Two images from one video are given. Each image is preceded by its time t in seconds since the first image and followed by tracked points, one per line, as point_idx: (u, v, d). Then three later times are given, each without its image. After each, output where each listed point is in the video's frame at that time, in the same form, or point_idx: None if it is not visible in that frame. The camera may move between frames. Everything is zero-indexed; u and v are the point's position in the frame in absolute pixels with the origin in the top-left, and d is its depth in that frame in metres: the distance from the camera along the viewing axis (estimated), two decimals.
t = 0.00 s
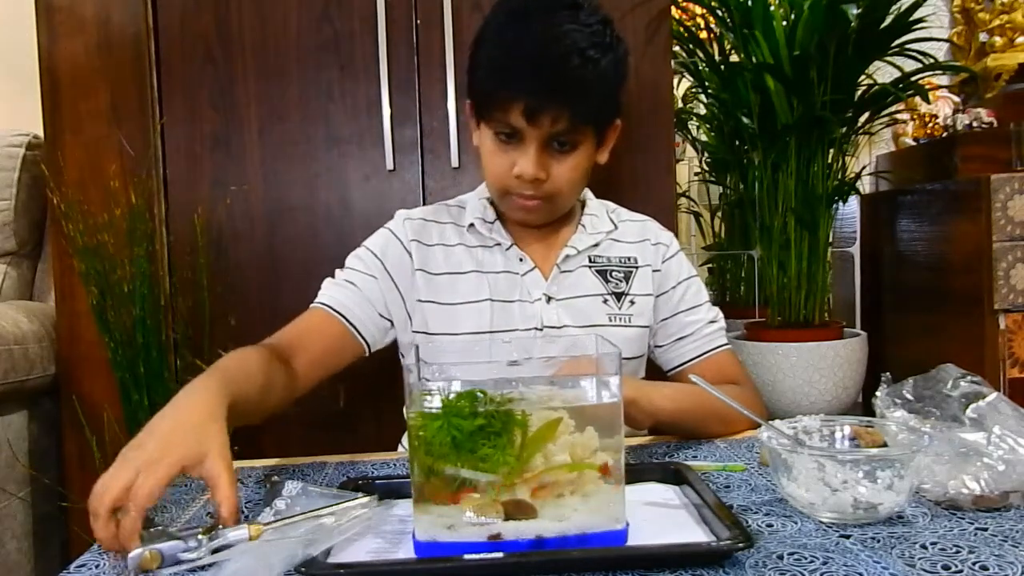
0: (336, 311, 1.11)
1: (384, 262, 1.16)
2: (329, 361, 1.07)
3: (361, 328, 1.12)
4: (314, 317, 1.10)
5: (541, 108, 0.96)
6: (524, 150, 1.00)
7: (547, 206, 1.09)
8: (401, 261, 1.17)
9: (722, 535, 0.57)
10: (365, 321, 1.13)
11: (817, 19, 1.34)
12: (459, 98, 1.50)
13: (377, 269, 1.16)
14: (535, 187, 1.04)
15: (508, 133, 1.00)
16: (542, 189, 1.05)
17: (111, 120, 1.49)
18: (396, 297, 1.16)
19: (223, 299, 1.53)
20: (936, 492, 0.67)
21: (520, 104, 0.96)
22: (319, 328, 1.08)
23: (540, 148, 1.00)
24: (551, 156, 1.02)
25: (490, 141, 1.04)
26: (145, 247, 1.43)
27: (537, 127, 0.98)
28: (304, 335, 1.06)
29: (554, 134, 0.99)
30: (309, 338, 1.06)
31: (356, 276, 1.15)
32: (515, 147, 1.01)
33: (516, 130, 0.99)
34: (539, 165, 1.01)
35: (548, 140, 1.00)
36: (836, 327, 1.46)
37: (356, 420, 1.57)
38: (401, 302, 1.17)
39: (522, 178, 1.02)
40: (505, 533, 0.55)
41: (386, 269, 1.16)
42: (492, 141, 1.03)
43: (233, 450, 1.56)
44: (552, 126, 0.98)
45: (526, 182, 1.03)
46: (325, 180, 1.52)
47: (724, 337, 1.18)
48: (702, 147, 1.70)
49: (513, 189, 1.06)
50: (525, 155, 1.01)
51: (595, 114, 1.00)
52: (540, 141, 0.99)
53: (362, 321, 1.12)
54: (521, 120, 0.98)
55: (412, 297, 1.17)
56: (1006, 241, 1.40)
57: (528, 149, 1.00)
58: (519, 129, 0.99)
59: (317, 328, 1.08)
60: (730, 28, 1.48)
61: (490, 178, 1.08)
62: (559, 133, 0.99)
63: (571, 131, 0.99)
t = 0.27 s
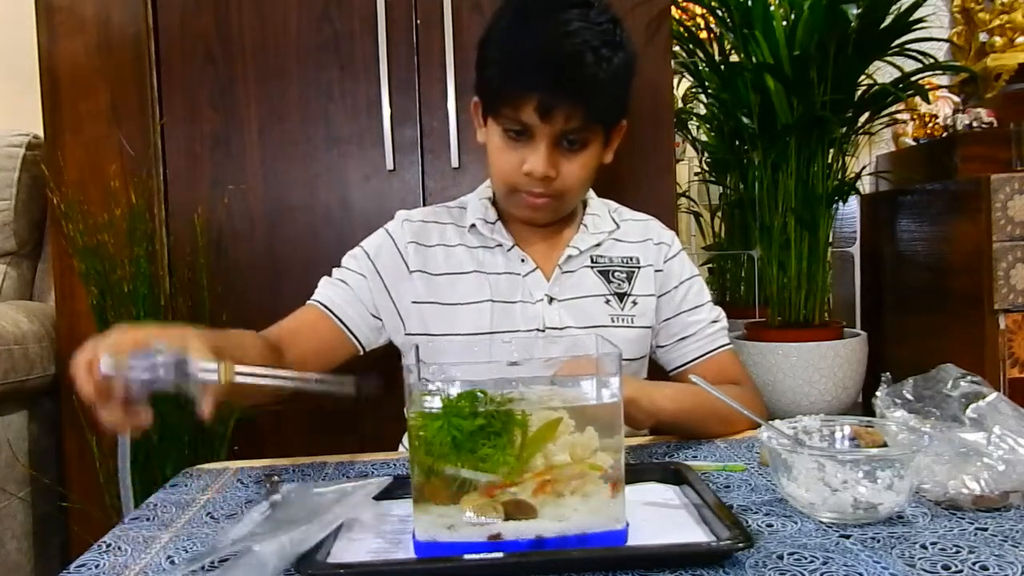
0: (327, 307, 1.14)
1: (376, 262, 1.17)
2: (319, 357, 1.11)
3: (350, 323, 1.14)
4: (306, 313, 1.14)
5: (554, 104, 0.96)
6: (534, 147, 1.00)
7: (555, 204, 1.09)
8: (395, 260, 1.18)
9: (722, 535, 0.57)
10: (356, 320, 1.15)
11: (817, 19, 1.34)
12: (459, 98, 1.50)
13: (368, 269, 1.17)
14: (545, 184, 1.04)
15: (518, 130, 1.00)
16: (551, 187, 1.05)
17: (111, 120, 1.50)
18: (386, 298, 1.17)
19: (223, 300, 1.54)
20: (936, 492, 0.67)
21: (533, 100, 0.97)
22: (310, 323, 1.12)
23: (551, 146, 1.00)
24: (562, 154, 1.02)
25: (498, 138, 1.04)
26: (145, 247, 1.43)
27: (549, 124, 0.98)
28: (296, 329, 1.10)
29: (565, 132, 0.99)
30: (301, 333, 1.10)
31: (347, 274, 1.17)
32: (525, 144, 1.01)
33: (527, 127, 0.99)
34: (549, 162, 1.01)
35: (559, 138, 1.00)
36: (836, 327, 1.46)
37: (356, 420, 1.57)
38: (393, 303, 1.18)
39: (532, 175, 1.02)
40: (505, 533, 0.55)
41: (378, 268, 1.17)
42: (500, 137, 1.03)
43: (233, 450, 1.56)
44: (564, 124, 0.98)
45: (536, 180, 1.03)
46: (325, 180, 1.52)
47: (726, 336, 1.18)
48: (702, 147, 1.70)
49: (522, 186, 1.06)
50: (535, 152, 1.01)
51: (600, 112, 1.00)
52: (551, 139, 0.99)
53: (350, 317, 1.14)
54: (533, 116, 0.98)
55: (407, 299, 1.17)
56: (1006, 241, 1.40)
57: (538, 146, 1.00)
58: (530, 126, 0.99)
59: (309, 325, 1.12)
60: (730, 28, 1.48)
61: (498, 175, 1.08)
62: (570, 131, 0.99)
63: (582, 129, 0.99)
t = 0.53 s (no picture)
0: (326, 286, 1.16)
1: (375, 251, 1.19)
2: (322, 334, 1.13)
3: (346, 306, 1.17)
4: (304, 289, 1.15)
5: (557, 105, 0.96)
6: (536, 149, 1.00)
7: (556, 206, 1.09)
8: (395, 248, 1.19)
9: (722, 535, 0.57)
10: (353, 302, 1.17)
11: (817, 19, 1.34)
12: (459, 97, 1.50)
13: (366, 255, 1.19)
14: (546, 186, 1.04)
15: (519, 132, 1.00)
16: (552, 189, 1.04)
17: (111, 120, 1.50)
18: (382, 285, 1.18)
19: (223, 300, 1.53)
20: (936, 492, 0.67)
21: (536, 101, 0.97)
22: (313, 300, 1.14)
23: (553, 148, 1.00)
24: (563, 156, 1.01)
25: (499, 140, 1.04)
26: (145, 247, 1.43)
27: (551, 126, 0.98)
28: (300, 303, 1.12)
29: (567, 134, 0.99)
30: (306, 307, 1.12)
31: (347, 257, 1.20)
32: (526, 146, 1.01)
33: (528, 129, 0.99)
34: (551, 165, 1.00)
35: (560, 140, 0.99)
36: (836, 327, 1.46)
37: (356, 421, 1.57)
38: (390, 294, 1.18)
39: (534, 178, 1.02)
40: (505, 533, 0.55)
41: (376, 255, 1.19)
42: (501, 139, 1.03)
43: (233, 450, 1.56)
44: (566, 126, 0.98)
45: (537, 182, 1.03)
46: (325, 180, 1.52)
47: (724, 338, 1.19)
48: (702, 147, 1.70)
49: (523, 188, 1.06)
50: (536, 154, 1.00)
51: (602, 111, 1.00)
52: (553, 141, 0.99)
53: (347, 298, 1.17)
54: (535, 118, 0.98)
55: (405, 290, 1.18)
56: (1006, 241, 1.40)
57: (540, 148, 1.00)
58: (532, 128, 0.99)
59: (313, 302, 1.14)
60: (730, 28, 1.48)
61: (499, 177, 1.08)
62: (572, 133, 0.99)
63: (584, 131, 0.99)
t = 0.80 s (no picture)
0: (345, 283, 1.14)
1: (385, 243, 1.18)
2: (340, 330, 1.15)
3: (360, 302, 1.15)
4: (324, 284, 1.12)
5: (560, 106, 0.96)
6: (539, 149, 1.00)
7: (559, 206, 1.08)
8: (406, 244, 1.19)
9: (722, 535, 0.57)
10: (365, 294, 1.16)
11: (817, 20, 1.35)
12: (460, 97, 1.50)
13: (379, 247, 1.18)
14: (549, 187, 1.03)
15: (522, 131, 1.00)
16: (556, 189, 1.04)
17: (111, 120, 1.50)
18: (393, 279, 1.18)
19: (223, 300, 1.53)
20: (936, 492, 0.67)
21: (539, 102, 0.97)
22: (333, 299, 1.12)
23: (556, 148, 1.00)
24: (566, 157, 1.01)
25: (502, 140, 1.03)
26: (144, 247, 1.43)
27: (554, 126, 0.98)
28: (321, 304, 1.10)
29: (570, 134, 0.99)
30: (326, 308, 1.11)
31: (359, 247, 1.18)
32: (529, 146, 1.01)
33: (532, 129, 0.99)
34: (554, 165, 1.00)
35: (563, 140, 0.99)
36: (836, 327, 1.46)
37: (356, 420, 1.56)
38: (399, 290, 1.17)
39: (536, 178, 1.02)
40: (505, 533, 0.55)
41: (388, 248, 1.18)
42: (504, 139, 1.03)
43: (233, 450, 1.56)
44: (569, 126, 0.98)
45: (540, 182, 1.02)
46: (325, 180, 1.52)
47: (726, 338, 1.19)
48: (702, 147, 1.70)
49: (525, 188, 1.05)
50: (539, 154, 1.00)
51: (605, 111, 1.00)
52: (557, 141, 0.99)
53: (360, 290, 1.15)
54: (539, 118, 0.98)
55: (413, 285, 1.17)
56: (1007, 241, 1.40)
57: (543, 148, 1.00)
58: (535, 128, 0.98)
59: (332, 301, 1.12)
60: (730, 27, 1.48)
61: (501, 178, 1.07)
62: (576, 133, 0.99)
63: (587, 131, 0.99)
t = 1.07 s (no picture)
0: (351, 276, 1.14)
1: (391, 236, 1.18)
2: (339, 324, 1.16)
3: (364, 296, 1.15)
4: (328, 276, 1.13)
5: (572, 107, 0.96)
6: (549, 149, 1.00)
7: (566, 208, 1.08)
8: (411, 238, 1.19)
9: (722, 535, 0.57)
10: (368, 286, 1.15)
11: (817, 20, 1.35)
12: (460, 97, 1.50)
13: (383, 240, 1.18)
14: (558, 189, 1.03)
15: (532, 133, 1.00)
16: (564, 191, 1.04)
17: (111, 120, 1.50)
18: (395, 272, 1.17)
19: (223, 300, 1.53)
20: (936, 492, 0.67)
21: (552, 103, 0.97)
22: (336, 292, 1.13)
23: (566, 150, 1.00)
24: (576, 158, 1.02)
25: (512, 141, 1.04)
26: (144, 247, 1.43)
27: (566, 129, 0.98)
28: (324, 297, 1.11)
29: (581, 136, 0.99)
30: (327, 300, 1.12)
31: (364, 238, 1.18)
32: (540, 147, 1.01)
33: (542, 130, 0.99)
34: (564, 167, 1.00)
35: (574, 142, 1.00)
36: (836, 327, 1.46)
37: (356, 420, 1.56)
38: (404, 286, 1.17)
39: (546, 179, 1.02)
40: (505, 533, 0.55)
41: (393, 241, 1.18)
42: (514, 140, 1.03)
43: (233, 450, 1.56)
44: (580, 128, 0.98)
45: (549, 184, 1.02)
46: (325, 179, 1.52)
47: (728, 339, 1.19)
48: (702, 147, 1.70)
49: (533, 189, 1.05)
50: (549, 155, 1.00)
51: (610, 112, 0.99)
52: (567, 143, 0.99)
53: (364, 282, 1.15)
54: (550, 120, 0.98)
55: (417, 281, 1.17)
56: (1007, 241, 1.40)
57: (553, 149, 1.00)
58: (546, 129, 0.99)
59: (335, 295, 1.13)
60: (730, 27, 1.49)
61: (509, 179, 1.07)
62: (586, 135, 0.99)
63: (597, 134, 0.99)
